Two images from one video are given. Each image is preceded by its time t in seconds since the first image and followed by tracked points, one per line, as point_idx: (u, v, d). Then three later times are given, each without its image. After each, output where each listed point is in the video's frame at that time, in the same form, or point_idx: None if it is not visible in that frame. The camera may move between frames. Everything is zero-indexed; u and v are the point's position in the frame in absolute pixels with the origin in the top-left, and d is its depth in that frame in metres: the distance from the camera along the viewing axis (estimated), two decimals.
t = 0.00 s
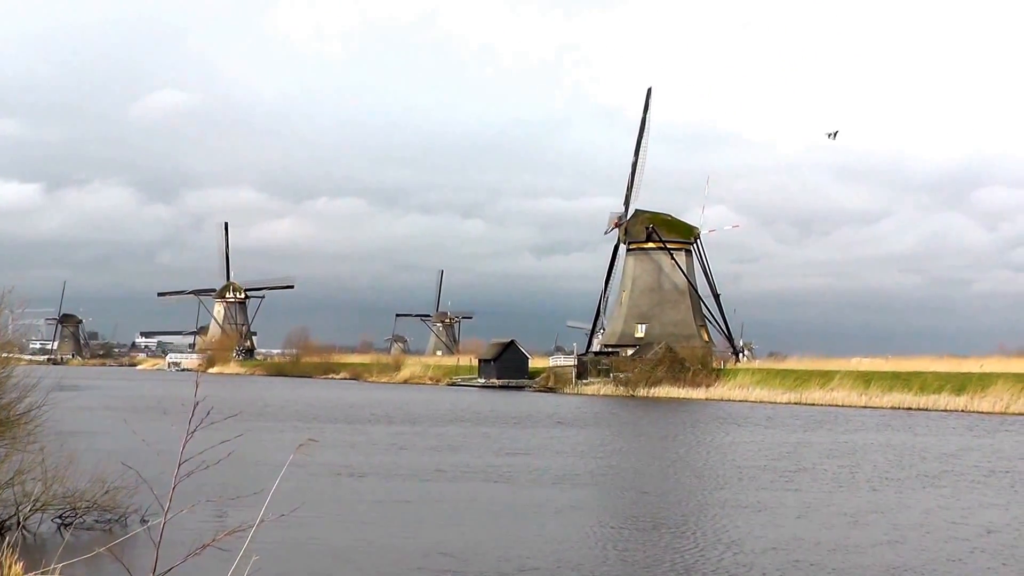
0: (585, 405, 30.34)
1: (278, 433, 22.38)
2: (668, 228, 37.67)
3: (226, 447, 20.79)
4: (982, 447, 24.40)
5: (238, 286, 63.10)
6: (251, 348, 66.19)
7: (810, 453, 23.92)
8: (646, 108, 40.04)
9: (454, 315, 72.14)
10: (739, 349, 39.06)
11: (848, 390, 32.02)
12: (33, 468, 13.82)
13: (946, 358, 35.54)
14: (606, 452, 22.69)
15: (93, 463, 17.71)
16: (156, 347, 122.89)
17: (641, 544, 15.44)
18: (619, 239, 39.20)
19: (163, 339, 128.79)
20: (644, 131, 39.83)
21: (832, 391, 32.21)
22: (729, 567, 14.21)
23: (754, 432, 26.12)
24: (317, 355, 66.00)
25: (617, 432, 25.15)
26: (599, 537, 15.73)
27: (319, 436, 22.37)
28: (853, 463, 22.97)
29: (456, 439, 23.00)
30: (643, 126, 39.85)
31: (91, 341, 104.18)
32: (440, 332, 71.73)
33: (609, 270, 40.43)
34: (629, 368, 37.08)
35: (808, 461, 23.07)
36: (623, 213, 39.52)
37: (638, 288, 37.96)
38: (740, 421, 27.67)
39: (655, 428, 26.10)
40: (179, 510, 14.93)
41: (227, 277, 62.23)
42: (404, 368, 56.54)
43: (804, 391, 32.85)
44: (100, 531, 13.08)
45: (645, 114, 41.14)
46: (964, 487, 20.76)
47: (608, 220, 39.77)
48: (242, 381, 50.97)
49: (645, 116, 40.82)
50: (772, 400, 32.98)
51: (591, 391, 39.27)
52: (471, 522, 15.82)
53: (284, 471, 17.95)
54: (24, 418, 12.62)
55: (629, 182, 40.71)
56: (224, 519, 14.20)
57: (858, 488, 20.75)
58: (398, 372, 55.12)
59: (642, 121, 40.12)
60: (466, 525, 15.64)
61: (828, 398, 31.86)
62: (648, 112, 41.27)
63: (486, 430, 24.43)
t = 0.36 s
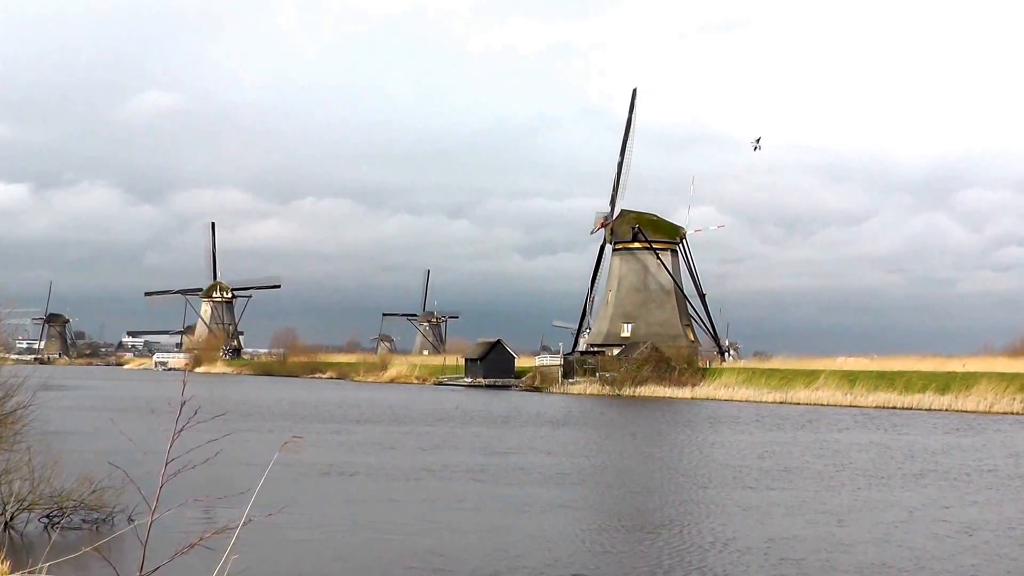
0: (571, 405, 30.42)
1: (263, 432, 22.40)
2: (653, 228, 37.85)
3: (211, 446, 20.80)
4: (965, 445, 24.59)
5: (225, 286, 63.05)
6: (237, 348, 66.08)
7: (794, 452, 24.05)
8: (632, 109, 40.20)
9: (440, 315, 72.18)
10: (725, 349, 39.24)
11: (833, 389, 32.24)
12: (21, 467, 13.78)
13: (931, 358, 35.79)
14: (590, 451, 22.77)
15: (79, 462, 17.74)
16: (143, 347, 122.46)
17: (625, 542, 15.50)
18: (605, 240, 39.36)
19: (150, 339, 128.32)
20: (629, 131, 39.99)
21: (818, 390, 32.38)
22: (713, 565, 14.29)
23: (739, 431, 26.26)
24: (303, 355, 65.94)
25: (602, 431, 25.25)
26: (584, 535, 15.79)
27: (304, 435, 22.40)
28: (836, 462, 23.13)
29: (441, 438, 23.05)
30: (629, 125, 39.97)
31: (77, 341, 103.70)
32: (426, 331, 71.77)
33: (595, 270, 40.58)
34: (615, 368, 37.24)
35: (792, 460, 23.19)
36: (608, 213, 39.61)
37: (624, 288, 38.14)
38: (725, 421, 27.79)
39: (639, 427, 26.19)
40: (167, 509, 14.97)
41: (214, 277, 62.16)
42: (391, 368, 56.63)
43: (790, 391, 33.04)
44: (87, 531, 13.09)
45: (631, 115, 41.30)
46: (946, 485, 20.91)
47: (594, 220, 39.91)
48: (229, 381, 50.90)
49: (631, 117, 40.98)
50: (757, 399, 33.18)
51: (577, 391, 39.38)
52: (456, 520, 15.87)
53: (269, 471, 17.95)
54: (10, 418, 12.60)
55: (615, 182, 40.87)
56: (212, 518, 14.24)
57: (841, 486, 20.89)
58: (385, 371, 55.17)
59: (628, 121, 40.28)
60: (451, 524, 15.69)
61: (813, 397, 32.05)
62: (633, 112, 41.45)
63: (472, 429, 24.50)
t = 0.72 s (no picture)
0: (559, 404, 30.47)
1: (249, 432, 22.38)
2: (641, 228, 38.02)
3: (196, 447, 20.77)
4: (949, 445, 24.74)
5: (213, 285, 63.09)
6: (225, 348, 65.99)
7: (779, 452, 24.14)
8: (619, 109, 40.36)
9: (427, 314, 72.26)
10: (712, 349, 39.40)
11: (820, 389, 32.40)
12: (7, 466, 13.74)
13: (917, 358, 36.01)
14: (576, 450, 22.82)
15: (66, 463, 17.72)
16: (130, 347, 122.08)
17: (612, 541, 15.55)
18: (592, 239, 39.49)
19: (138, 339, 127.98)
20: (617, 131, 40.15)
21: (805, 390, 32.51)
22: (700, 565, 14.33)
23: (725, 431, 26.37)
24: (291, 355, 65.85)
25: (588, 431, 25.32)
26: (570, 535, 15.83)
27: (289, 436, 22.39)
28: (820, 461, 23.25)
29: (427, 437, 23.08)
30: (617, 125, 40.10)
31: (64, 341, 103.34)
32: (414, 331, 71.80)
33: (582, 269, 40.71)
34: (602, 368, 37.30)
35: (778, 459, 23.29)
36: (595, 213, 39.72)
37: (611, 287, 38.30)
38: (712, 420, 27.89)
39: (625, 427, 26.26)
40: (154, 509, 14.99)
41: (201, 277, 62.18)
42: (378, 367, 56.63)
43: (777, 390, 33.19)
44: (74, 531, 13.08)
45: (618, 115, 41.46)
46: (928, 484, 21.04)
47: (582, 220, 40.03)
48: (218, 380, 50.79)
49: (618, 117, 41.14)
50: (744, 399, 33.31)
51: (565, 390, 39.37)
52: (442, 520, 15.89)
53: (256, 471, 17.95)
54: None
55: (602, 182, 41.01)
56: (199, 518, 14.26)
57: (825, 485, 20.99)
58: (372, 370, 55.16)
59: (615, 121, 40.43)
60: (438, 523, 15.72)
61: (800, 397, 32.20)
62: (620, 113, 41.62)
63: (458, 429, 24.54)
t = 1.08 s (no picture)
0: (547, 404, 30.52)
1: (235, 431, 22.36)
2: (628, 227, 38.21)
3: (185, 446, 20.77)
4: (934, 444, 24.88)
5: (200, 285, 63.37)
6: (213, 347, 65.97)
7: (766, 451, 24.24)
8: (608, 108, 40.50)
9: (415, 314, 72.26)
10: (700, 348, 39.56)
11: (808, 388, 32.51)
12: None
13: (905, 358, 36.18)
14: (563, 450, 22.87)
15: (52, 462, 17.69)
16: (119, 348, 121.71)
17: (601, 541, 15.59)
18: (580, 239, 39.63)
19: (126, 339, 127.59)
20: (605, 131, 40.31)
21: (792, 389, 32.64)
22: (687, 564, 14.37)
23: (712, 430, 26.46)
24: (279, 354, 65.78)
25: (576, 430, 25.37)
26: (557, 534, 15.87)
27: (276, 436, 22.37)
28: (806, 460, 23.35)
29: (414, 437, 23.10)
30: (605, 125, 40.24)
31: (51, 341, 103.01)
32: (401, 331, 71.79)
33: (570, 269, 40.86)
34: (590, 368, 37.30)
35: (764, 458, 23.38)
36: (584, 212, 39.84)
37: (599, 287, 38.47)
38: (699, 419, 27.97)
39: (612, 426, 26.32)
40: (143, 508, 15.01)
41: (188, 277, 62.43)
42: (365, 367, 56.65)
43: (765, 390, 33.30)
44: (60, 531, 13.03)
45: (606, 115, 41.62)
46: (913, 483, 21.16)
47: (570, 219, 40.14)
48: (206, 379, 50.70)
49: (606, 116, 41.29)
50: (732, 399, 33.40)
51: (552, 391, 39.06)
52: (431, 519, 15.92)
53: (244, 470, 17.96)
54: None
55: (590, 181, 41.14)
56: (188, 518, 14.24)
57: (811, 484, 21.07)
58: (360, 370, 55.13)
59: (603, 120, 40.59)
60: (425, 523, 15.74)
61: (788, 396, 32.32)
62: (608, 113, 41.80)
63: (444, 428, 24.56)
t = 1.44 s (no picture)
0: (534, 403, 30.57)
1: (221, 431, 22.31)
2: (616, 227, 38.33)
3: (170, 447, 20.71)
4: (919, 443, 25.03)
5: (187, 284, 63.23)
6: (199, 346, 65.77)
7: (752, 450, 24.34)
8: (596, 108, 40.62)
9: (402, 314, 72.24)
10: (687, 348, 39.71)
11: (794, 388, 32.64)
12: None
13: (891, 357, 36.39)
14: (549, 449, 22.91)
15: (37, 463, 17.60)
16: (105, 347, 121.28)
17: (588, 539, 15.68)
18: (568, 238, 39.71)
19: (113, 338, 127.11)
20: (593, 130, 40.43)
21: (779, 389, 32.77)
22: (674, 563, 14.43)
23: (697, 429, 26.56)
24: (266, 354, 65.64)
25: (561, 430, 25.44)
26: (545, 533, 15.95)
27: (261, 436, 22.35)
28: (792, 459, 23.46)
29: (400, 436, 23.12)
30: (593, 125, 40.31)
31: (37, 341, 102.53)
32: (388, 330, 71.75)
33: (558, 268, 40.94)
34: (578, 367, 37.37)
35: (750, 457, 23.48)
36: (571, 211, 39.93)
37: (586, 286, 38.58)
38: (685, 419, 28.07)
39: (598, 425, 26.38)
40: (129, 508, 14.96)
41: (176, 276, 62.25)
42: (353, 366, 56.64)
43: (752, 389, 33.41)
44: (47, 531, 12.95)
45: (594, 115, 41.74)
46: (897, 482, 21.32)
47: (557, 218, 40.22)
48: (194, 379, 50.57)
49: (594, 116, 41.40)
50: (720, 398, 33.49)
51: (540, 390, 39.15)
52: (418, 519, 15.96)
53: (230, 470, 17.94)
54: None
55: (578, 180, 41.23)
56: (174, 518, 14.21)
57: (796, 483, 21.18)
58: (347, 369, 55.08)
59: (591, 120, 40.70)
60: (412, 522, 15.78)
61: (775, 395, 32.45)
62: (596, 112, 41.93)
63: (430, 428, 24.58)
